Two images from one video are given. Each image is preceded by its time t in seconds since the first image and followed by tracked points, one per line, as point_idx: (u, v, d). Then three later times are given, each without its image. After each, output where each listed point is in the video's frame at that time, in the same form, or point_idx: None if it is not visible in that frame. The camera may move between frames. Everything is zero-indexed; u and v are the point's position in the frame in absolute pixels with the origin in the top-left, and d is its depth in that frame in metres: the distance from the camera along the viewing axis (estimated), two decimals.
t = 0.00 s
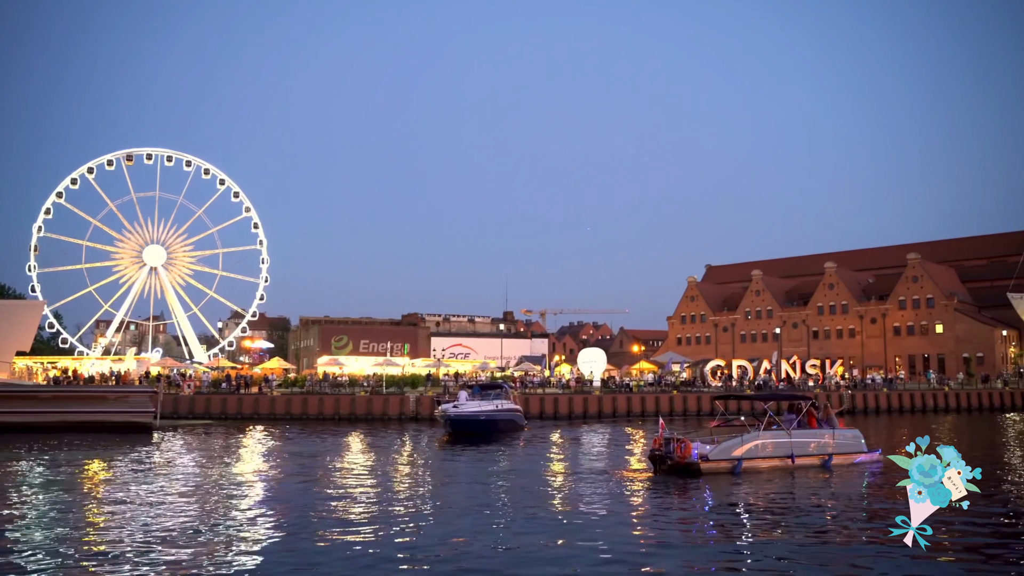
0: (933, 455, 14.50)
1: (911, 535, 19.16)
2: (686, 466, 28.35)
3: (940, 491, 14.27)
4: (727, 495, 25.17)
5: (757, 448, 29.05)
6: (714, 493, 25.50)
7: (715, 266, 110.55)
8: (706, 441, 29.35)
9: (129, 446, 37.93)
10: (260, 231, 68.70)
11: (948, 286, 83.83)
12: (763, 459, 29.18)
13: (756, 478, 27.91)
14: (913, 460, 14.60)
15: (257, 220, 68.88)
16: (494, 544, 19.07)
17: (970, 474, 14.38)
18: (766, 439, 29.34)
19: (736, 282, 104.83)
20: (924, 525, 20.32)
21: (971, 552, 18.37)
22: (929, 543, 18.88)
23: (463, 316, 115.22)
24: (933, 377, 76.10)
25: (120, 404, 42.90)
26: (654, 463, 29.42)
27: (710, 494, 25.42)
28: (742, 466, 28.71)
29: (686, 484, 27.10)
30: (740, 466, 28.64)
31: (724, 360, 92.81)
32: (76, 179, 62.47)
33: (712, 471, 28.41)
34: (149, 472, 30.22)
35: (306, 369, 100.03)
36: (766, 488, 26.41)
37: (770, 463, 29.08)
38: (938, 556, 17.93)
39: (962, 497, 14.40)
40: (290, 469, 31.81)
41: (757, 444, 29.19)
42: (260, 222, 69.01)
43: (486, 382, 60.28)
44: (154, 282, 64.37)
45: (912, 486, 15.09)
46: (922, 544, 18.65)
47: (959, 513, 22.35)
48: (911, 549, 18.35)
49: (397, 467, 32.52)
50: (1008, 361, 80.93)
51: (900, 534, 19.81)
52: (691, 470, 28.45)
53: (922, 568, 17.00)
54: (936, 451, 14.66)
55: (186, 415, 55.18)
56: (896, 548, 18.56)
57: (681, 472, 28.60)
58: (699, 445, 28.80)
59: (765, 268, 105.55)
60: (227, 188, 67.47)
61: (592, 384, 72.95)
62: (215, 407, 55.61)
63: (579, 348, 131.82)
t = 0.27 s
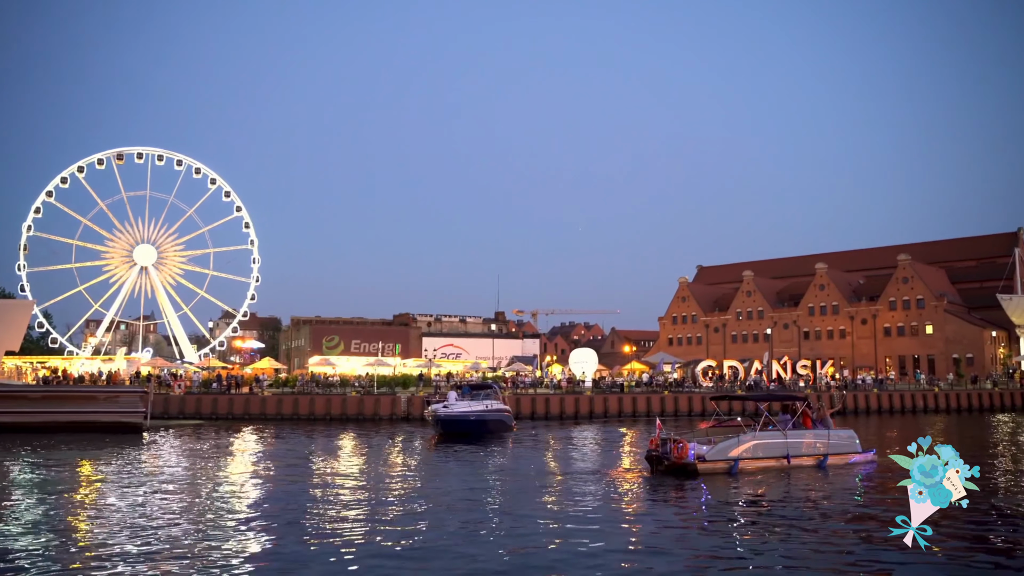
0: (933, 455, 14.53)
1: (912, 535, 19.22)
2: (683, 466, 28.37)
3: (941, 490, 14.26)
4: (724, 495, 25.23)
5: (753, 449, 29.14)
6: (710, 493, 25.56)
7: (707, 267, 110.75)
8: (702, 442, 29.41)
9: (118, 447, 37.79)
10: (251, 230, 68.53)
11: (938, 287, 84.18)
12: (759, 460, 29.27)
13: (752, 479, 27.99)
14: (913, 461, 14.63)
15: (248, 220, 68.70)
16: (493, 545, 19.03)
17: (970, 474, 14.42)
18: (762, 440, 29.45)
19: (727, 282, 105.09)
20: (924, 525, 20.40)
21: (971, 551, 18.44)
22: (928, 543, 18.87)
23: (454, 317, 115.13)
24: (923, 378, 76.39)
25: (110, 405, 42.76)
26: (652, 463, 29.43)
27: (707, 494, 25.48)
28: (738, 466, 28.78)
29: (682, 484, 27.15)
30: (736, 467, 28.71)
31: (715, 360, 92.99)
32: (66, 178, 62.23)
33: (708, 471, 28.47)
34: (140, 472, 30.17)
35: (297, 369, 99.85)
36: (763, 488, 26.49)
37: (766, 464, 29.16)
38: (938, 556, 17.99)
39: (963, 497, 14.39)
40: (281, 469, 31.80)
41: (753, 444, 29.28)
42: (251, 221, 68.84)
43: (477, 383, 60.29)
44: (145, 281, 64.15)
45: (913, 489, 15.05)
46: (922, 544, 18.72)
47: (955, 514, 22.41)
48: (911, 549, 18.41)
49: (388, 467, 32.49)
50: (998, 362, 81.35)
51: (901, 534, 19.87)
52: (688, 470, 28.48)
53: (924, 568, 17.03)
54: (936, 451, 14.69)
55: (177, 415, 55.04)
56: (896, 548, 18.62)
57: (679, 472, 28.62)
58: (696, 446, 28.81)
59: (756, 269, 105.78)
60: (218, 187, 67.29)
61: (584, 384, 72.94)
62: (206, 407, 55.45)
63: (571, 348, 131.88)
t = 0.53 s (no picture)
0: (933, 455, 14.53)
1: (912, 535, 19.32)
2: (679, 466, 28.48)
3: (942, 490, 14.24)
4: (720, 495, 25.33)
5: (747, 449, 29.27)
6: (705, 493, 25.67)
7: (697, 268, 111.02)
8: (697, 442, 29.53)
9: (105, 447, 37.69)
10: (241, 230, 68.33)
11: (926, 287, 84.59)
12: (754, 460, 29.38)
13: (748, 479, 28.10)
14: (914, 461, 14.62)
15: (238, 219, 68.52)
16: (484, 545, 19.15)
17: (970, 472, 14.42)
18: (757, 441, 29.57)
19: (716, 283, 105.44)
20: (924, 525, 20.52)
21: (971, 552, 18.55)
22: (928, 543, 19.03)
23: (444, 317, 115.01)
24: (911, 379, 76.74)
25: (98, 404, 42.58)
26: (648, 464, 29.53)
27: (703, 493, 25.58)
28: (733, 467, 28.89)
29: (678, 484, 27.25)
30: (731, 468, 28.81)
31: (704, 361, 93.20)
32: (54, 177, 61.94)
33: (704, 472, 28.55)
34: (128, 473, 30.12)
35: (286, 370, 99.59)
36: (758, 488, 26.62)
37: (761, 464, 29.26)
38: (938, 557, 18.09)
39: (962, 496, 14.38)
40: (270, 469, 31.82)
41: (747, 445, 29.42)
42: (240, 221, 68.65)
43: (466, 383, 60.32)
44: (134, 281, 63.92)
45: (911, 488, 15.04)
46: (922, 544, 18.83)
47: (951, 514, 22.56)
48: (911, 550, 18.50)
49: (377, 468, 32.52)
50: (986, 363, 81.83)
51: (901, 534, 19.98)
52: (684, 471, 28.59)
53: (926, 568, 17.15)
54: (936, 452, 14.72)
55: (165, 415, 54.92)
56: (896, 548, 18.72)
57: (675, 473, 28.73)
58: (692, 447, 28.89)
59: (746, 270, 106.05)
60: (208, 187, 67.09)
61: (573, 385, 72.91)
62: (194, 407, 55.34)
63: (561, 348, 131.96)
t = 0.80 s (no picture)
0: (933, 455, 14.59)
1: (912, 535, 19.47)
2: (676, 467, 28.56)
3: (941, 491, 14.35)
4: (717, 495, 25.46)
5: (743, 450, 29.39)
6: (700, 493, 25.80)
7: (688, 268, 111.29)
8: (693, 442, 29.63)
9: (93, 447, 37.63)
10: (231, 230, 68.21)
11: (915, 288, 84.99)
12: (749, 460, 29.49)
13: (743, 479, 28.22)
14: (912, 461, 14.69)
15: (228, 219, 68.39)
16: (468, 545, 19.17)
17: (970, 473, 14.47)
18: (752, 441, 29.68)
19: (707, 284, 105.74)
20: (924, 525, 20.67)
21: (970, 552, 18.71)
22: (928, 543, 19.18)
23: (435, 317, 114.96)
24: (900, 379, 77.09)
25: (87, 404, 42.46)
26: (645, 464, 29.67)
27: (699, 493, 25.71)
28: (729, 467, 29.00)
29: (673, 485, 27.35)
30: (727, 468, 28.92)
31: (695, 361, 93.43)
32: (44, 176, 61.76)
33: (700, 472, 28.65)
34: (118, 473, 30.14)
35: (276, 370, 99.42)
36: (754, 488, 26.75)
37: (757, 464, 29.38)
38: (939, 556, 18.23)
39: (961, 496, 14.48)
40: (259, 469, 31.88)
41: (743, 445, 29.52)
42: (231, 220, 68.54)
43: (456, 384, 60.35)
44: (123, 280, 63.77)
45: (912, 486, 15.15)
46: (922, 544, 18.98)
47: (947, 514, 22.70)
48: (911, 549, 18.65)
49: (368, 468, 32.56)
50: (974, 364, 82.23)
51: (901, 534, 20.13)
52: (680, 471, 28.71)
53: (927, 568, 17.29)
54: (936, 451, 14.74)
55: (155, 416, 54.79)
56: (896, 548, 18.86)
57: (670, 473, 28.86)
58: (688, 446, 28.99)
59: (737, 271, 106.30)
60: (198, 186, 66.96)
61: (564, 385, 72.98)
62: (185, 407, 55.26)
63: (551, 349, 132.04)
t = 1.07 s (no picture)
0: (933, 456, 14.82)
1: (912, 535, 19.67)
2: (671, 466, 28.81)
3: (941, 491, 14.62)
4: (712, 495, 25.65)
5: (738, 450, 29.56)
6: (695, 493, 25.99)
7: (678, 269, 111.60)
8: (688, 442, 29.79)
9: (81, 447, 37.58)
10: (221, 229, 68.08)
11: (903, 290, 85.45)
12: (744, 460, 29.66)
13: (738, 479, 28.40)
14: (913, 461, 14.92)
15: (218, 218, 68.26)
16: (451, 547, 19.11)
17: (970, 474, 14.67)
18: (747, 441, 29.86)
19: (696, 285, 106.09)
20: (924, 525, 20.88)
21: (970, 551, 18.92)
22: (928, 543, 19.36)
23: (425, 317, 114.92)
24: (889, 379, 77.49)
25: (76, 405, 42.35)
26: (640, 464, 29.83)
27: (694, 493, 25.90)
28: (724, 467, 29.17)
29: (668, 485, 27.52)
30: (722, 468, 29.09)
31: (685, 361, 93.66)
32: (32, 175, 61.53)
33: (695, 472, 28.83)
34: (107, 473, 30.15)
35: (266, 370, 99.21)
36: (749, 488, 26.94)
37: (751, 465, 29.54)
38: (939, 556, 18.45)
39: (961, 496, 14.76)
40: (248, 469, 31.98)
41: (738, 445, 29.68)
42: (221, 220, 68.41)
43: (446, 384, 60.45)
44: (112, 280, 63.61)
45: (912, 485, 15.44)
46: (922, 544, 19.18)
47: (942, 513, 22.89)
48: (912, 549, 18.85)
49: (358, 468, 32.61)
50: (961, 365, 82.67)
51: (902, 534, 20.32)
52: (675, 471, 28.90)
53: (930, 567, 17.46)
54: (936, 451, 14.98)
55: (144, 416, 54.69)
56: (897, 548, 19.05)
57: (665, 472, 29.05)
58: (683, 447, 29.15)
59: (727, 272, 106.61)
60: (188, 185, 66.81)
61: (554, 385, 73.06)
62: (174, 407, 55.16)
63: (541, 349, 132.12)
